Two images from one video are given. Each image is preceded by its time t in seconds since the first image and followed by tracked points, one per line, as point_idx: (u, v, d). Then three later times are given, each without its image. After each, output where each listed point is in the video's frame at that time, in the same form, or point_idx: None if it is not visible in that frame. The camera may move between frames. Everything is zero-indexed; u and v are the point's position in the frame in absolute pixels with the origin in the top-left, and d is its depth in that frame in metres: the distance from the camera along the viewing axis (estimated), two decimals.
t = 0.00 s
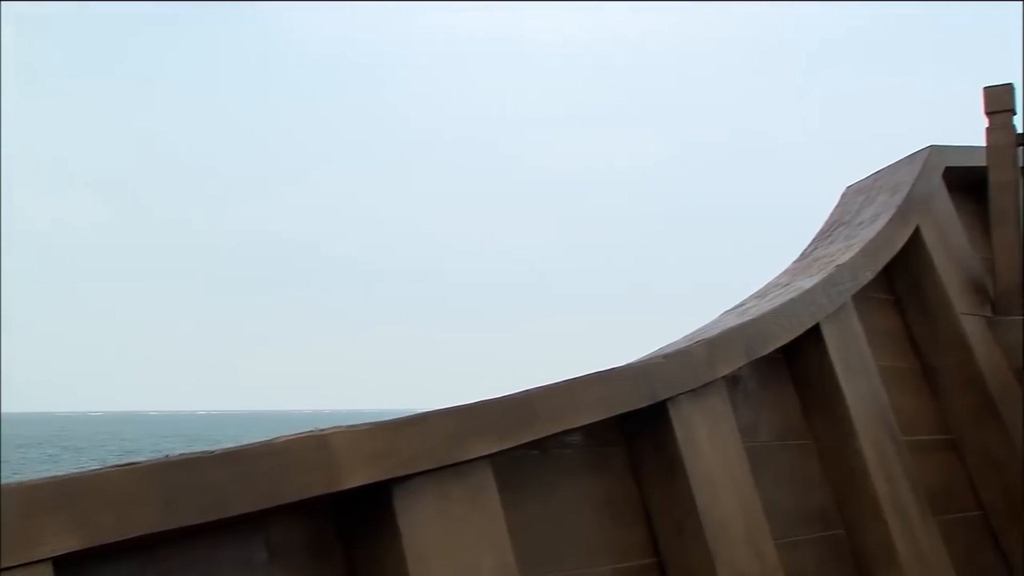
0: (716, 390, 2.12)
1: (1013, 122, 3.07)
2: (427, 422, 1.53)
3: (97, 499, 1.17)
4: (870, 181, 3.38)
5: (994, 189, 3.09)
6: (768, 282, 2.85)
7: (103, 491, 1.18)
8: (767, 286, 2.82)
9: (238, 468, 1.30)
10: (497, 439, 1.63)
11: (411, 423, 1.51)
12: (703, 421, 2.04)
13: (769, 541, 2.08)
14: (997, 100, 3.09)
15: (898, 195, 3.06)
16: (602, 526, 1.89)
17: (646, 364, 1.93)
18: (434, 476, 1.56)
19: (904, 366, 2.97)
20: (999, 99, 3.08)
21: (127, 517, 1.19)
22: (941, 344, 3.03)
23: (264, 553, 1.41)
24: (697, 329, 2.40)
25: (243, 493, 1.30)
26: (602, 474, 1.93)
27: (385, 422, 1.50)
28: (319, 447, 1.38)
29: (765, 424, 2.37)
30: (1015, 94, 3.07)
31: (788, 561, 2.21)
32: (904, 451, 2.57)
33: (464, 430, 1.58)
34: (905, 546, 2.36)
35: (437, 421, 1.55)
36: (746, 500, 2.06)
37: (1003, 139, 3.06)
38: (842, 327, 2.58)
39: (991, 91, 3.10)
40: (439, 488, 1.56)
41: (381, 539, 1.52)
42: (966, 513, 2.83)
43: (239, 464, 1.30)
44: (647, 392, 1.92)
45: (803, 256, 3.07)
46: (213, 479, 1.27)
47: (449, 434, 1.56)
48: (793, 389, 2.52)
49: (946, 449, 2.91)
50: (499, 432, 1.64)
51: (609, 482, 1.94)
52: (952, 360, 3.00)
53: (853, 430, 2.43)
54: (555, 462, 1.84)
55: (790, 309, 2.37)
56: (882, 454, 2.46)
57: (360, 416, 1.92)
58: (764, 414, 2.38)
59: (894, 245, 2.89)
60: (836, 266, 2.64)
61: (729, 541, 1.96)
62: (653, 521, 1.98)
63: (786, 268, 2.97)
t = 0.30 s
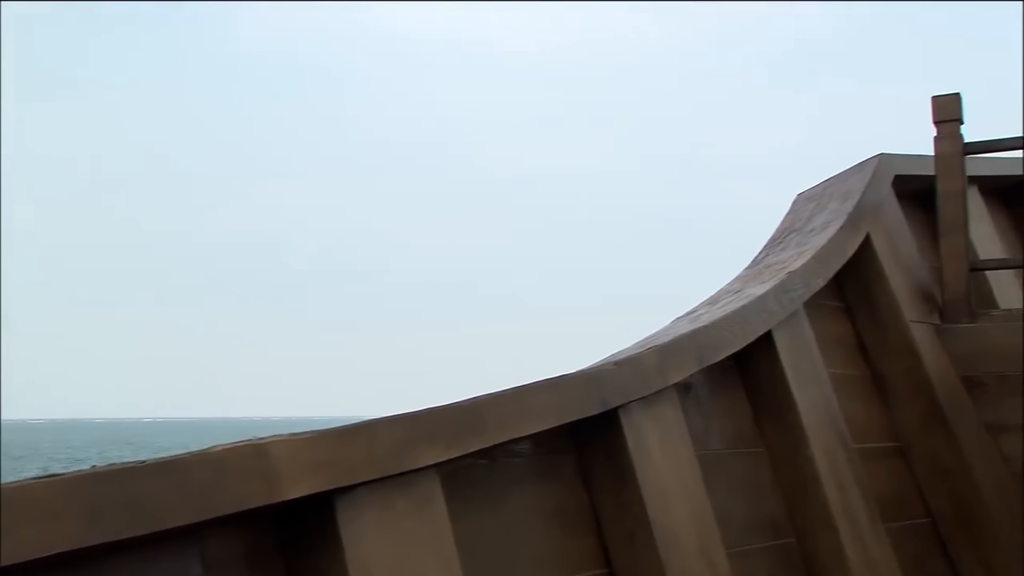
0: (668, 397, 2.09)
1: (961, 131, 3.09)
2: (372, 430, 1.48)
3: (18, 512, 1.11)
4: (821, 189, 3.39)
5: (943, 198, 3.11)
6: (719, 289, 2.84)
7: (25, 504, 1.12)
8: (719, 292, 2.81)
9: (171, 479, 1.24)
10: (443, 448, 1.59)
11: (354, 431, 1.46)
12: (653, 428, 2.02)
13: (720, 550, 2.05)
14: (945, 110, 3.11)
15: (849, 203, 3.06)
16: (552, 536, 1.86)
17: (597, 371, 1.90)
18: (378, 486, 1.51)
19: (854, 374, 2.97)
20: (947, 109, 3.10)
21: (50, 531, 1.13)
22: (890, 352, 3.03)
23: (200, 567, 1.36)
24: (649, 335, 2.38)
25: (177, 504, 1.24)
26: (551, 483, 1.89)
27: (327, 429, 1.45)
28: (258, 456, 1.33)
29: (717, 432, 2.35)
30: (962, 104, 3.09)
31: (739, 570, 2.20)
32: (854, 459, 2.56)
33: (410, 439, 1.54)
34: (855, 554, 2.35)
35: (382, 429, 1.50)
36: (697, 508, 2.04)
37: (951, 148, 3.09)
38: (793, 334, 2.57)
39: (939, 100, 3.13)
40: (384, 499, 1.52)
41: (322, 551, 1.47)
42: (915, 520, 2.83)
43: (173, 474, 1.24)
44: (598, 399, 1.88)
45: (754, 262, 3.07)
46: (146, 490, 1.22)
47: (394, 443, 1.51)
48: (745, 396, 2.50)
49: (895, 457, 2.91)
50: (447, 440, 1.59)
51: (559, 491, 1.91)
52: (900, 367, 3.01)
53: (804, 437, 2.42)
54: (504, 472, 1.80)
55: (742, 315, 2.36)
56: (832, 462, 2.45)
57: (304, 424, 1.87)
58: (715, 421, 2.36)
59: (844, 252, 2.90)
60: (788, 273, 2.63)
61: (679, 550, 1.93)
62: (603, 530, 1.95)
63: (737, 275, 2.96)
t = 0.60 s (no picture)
0: (627, 401, 2.06)
1: (918, 136, 3.10)
2: (323, 434, 1.43)
3: None
4: (780, 193, 3.38)
5: (900, 203, 3.11)
6: (679, 293, 2.82)
7: None
8: (678, 296, 2.78)
9: (109, 486, 1.19)
10: (397, 454, 1.54)
11: (304, 436, 1.41)
12: (613, 433, 1.98)
13: (680, 557, 2.02)
14: (903, 115, 3.11)
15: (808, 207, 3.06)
16: (509, 543, 1.81)
17: (557, 374, 1.86)
18: (329, 493, 1.46)
19: (813, 378, 2.96)
20: (905, 114, 3.10)
21: None
22: (849, 357, 3.03)
23: None
24: (608, 338, 2.35)
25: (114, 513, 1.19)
26: (508, 490, 1.85)
27: (276, 434, 1.40)
28: (201, 462, 1.28)
29: (676, 437, 2.32)
30: (919, 109, 3.09)
31: None
32: (813, 464, 2.54)
33: (364, 444, 1.49)
34: (814, 559, 2.33)
35: (333, 434, 1.45)
36: (657, 514, 2.00)
37: (908, 153, 3.09)
38: (753, 338, 2.55)
39: (897, 105, 3.13)
40: (335, 507, 1.47)
41: (270, 561, 1.41)
42: (872, 524, 2.83)
43: (111, 481, 1.19)
44: (557, 403, 1.84)
45: (713, 266, 3.05)
46: (82, 499, 1.16)
47: (345, 448, 1.46)
48: (705, 401, 2.48)
49: (853, 461, 2.91)
50: (401, 445, 1.55)
51: (516, 498, 1.86)
52: (858, 372, 3.01)
53: (764, 442, 2.40)
54: (460, 478, 1.76)
55: (702, 319, 2.33)
56: (792, 467, 2.43)
57: (254, 428, 1.81)
58: (675, 426, 2.33)
59: (803, 256, 2.89)
60: (747, 277, 2.61)
61: (638, 556, 1.89)
62: (562, 538, 1.91)
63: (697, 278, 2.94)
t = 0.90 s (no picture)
0: (577, 406, 2.02)
1: (867, 142, 3.11)
2: (261, 440, 1.37)
3: None
4: (729, 196, 3.38)
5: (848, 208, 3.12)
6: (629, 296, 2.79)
7: None
8: (628, 299, 2.76)
9: (30, 497, 1.12)
10: (338, 460, 1.48)
11: (242, 442, 1.35)
12: (562, 438, 1.94)
13: (630, 564, 1.98)
14: (852, 120, 3.12)
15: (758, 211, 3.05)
16: (455, 552, 1.77)
17: (505, 377, 1.81)
18: (267, 502, 1.40)
19: (762, 382, 2.95)
20: (854, 119, 3.11)
21: None
22: (797, 362, 3.06)
23: None
24: (557, 342, 2.31)
25: (35, 526, 1.12)
26: (453, 497, 1.80)
27: (212, 439, 1.33)
28: (131, 470, 1.21)
29: (626, 442, 2.29)
30: (868, 114, 3.10)
31: None
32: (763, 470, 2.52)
33: (304, 449, 1.43)
34: (763, 565, 2.30)
35: (272, 439, 1.39)
36: (606, 520, 1.97)
37: (856, 158, 3.10)
38: (703, 342, 2.53)
39: (846, 110, 3.13)
40: (273, 516, 1.41)
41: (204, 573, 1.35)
42: (821, 530, 2.82)
43: (33, 492, 1.12)
44: (505, 408, 1.80)
45: (663, 269, 3.03)
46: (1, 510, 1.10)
47: (285, 454, 1.40)
48: (655, 405, 2.45)
49: (801, 466, 2.90)
50: (344, 450, 1.49)
51: (461, 505, 1.81)
52: (806, 376, 3.03)
53: (713, 447, 2.37)
54: (404, 484, 1.70)
55: (653, 322, 2.30)
56: (742, 473, 2.41)
57: (190, 432, 1.74)
58: (624, 431, 2.30)
59: (753, 259, 2.87)
60: (698, 280, 2.59)
61: (587, 562, 1.85)
62: (510, 547, 1.86)
63: (647, 281, 2.92)
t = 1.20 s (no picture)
0: (533, 412, 1.98)
1: (823, 148, 3.11)
2: (205, 447, 1.32)
3: None
4: (686, 201, 3.36)
5: (804, 213, 3.12)
6: (585, 300, 2.76)
7: None
8: (584, 304, 2.73)
9: None
10: (287, 468, 1.43)
11: (184, 450, 1.30)
12: (517, 444, 1.90)
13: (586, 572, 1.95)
14: (808, 125, 3.11)
15: (715, 216, 3.04)
16: (407, 563, 1.72)
17: (459, 383, 1.77)
18: (211, 512, 1.34)
19: (719, 388, 2.94)
20: (810, 124, 3.11)
21: None
22: (753, 366, 3.02)
23: None
24: (513, 347, 2.27)
25: None
26: (405, 505, 1.75)
27: (152, 447, 1.28)
28: (63, 480, 1.16)
29: (581, 448, 2.26)
30: (825, 120, 3.10)
31: None
32: (720, 476, 2.50)
33: (249, 457, 1.38)
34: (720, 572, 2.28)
35: (216, 447, 1.33)
36: (562, 528, 1.93)
37: (813, 164, 3.10)
38: (661, 347, 2.50)
39: (803, 116, 3.13)
40: (218, 526, 1.35)
41: None
42: (776, 536, 2.81)
43: None
44: (459, 414, 1.75)
45: (620, 273, 3.00)
46: None
47: (230, 462, 1.35)
48: (611, 411, 2.42)
49: (757, 472, 2.89)
50: (292, 458, 1.44)
51: (413, 513, 1.77)
52: (762, 381, 3.00)
53: (670, 453, 2.34)
54: (355, 493, 1.66)
55: (610, 327, 2.27)
56: (699, 480, 2.39)
57: (133, 439, 1.68)
58: (580, 437, 2.26)
59: (711, 264, 2.86)
60: (655, 284, 2.57)
61: (542, 571, 1.81)
62: (464, 557, 1.82)
63: (604, 286, 2.89)
